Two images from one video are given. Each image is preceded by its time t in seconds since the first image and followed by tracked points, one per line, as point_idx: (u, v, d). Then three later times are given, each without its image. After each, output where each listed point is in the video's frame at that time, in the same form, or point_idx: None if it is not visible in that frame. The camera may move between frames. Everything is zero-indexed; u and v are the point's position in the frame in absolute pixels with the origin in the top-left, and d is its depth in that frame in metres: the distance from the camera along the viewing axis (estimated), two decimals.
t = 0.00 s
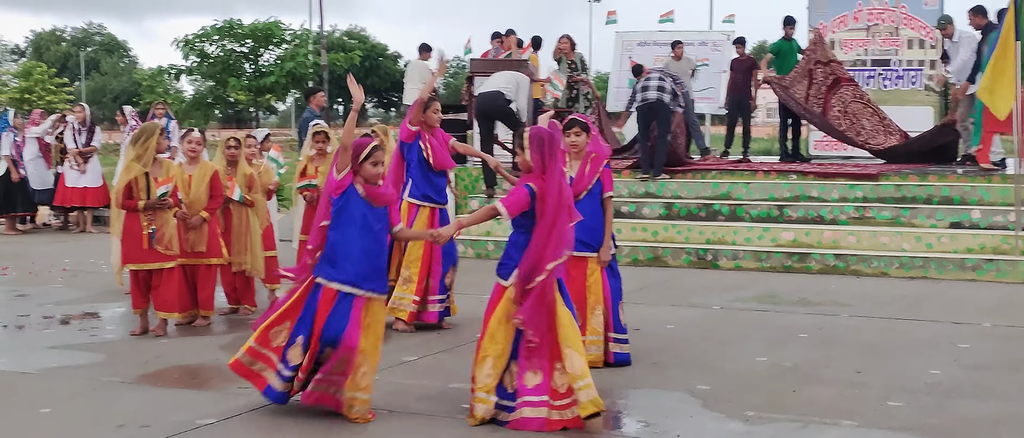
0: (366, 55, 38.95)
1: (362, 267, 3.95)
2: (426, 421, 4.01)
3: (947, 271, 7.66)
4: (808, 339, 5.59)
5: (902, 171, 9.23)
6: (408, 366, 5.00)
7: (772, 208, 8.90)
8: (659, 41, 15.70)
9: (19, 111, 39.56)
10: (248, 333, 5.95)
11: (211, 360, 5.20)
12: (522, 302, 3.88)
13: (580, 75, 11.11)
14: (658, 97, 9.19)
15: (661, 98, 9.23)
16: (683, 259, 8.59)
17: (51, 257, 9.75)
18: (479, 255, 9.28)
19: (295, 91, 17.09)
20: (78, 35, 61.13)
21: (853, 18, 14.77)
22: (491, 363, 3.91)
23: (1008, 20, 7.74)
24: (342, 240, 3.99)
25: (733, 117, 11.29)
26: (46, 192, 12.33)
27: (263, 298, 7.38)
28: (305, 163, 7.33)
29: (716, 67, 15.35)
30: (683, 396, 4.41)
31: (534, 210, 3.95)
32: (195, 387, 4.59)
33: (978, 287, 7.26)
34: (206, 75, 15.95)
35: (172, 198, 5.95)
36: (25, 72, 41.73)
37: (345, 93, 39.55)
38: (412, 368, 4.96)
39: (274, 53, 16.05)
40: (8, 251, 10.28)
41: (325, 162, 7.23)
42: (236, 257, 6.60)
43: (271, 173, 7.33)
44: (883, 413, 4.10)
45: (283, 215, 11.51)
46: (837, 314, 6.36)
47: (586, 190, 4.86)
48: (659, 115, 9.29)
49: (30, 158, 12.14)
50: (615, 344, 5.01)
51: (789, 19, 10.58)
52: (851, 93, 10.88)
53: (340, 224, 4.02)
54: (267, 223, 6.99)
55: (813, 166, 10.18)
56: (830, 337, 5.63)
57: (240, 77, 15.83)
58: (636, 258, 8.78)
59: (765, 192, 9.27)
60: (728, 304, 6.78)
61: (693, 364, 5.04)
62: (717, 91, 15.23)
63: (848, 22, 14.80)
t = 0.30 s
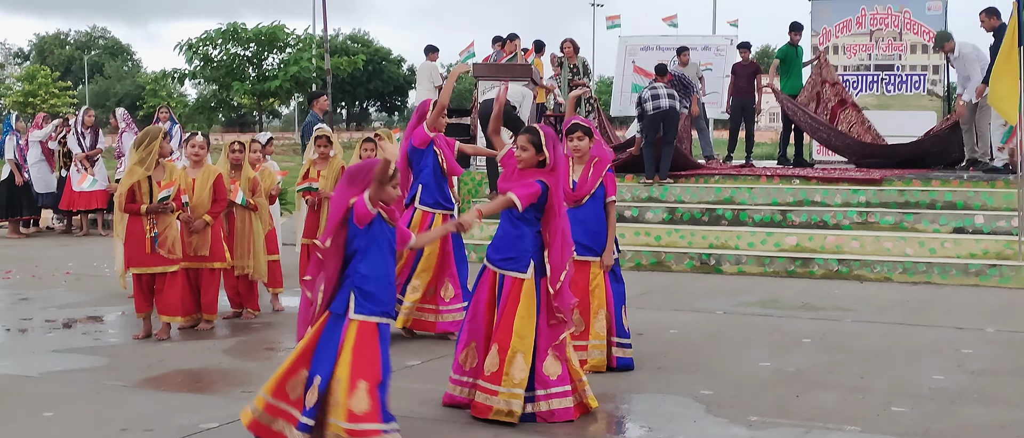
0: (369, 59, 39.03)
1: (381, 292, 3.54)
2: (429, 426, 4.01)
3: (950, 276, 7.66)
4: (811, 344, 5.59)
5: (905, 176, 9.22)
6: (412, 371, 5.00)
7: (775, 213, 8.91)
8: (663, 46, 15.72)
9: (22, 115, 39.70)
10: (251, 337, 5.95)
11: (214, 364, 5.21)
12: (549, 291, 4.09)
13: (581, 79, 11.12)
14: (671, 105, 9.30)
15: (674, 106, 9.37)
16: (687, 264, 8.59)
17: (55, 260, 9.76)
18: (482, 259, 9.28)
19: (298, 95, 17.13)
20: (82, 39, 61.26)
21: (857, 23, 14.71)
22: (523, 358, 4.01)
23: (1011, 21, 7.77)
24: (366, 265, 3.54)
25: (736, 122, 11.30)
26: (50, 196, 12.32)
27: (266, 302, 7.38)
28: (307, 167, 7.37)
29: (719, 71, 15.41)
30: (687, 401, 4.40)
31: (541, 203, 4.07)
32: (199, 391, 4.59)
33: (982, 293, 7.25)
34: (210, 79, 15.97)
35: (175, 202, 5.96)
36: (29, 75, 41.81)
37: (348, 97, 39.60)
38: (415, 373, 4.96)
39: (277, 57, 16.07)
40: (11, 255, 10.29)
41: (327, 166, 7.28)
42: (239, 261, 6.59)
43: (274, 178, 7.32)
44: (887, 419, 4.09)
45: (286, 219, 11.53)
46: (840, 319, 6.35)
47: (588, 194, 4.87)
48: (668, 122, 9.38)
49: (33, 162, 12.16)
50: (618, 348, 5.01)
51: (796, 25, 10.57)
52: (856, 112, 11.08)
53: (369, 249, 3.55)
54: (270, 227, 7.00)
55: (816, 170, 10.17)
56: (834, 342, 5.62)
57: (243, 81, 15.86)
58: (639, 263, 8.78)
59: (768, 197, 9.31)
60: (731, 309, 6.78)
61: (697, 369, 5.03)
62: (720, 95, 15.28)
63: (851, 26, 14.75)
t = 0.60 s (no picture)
0: (372, 63, 39.07)
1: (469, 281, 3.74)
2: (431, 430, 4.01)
3: (953, 281, 7.65)
4: (813, 349, 5.58)
5: (909, 181, 9.21)
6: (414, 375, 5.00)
7: (777, 217, 8.89)
8: (667, 50, 15.71)
9: (25, 117, 39.78)
10: (254, 341, 5.96)
11: (217, 367, 5.21)
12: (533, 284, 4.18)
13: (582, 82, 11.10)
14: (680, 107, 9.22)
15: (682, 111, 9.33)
16: (689, 268, 8.58)
17: (58, 263, 9.77)
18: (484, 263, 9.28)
19: (301, 98, 17.15)
20: (85, 41, 61.33)
21: (859, 27, 14.69)
22: (536, 357, 4.10)
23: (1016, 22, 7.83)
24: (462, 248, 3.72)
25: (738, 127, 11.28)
26: (52, 198, 12.43)
27: (268, 306, 7.38)
28: (307, 170, 7.49)
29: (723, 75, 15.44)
30: (689, 405, 4.40)
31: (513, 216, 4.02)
32: (201, 394, 4.60)
33: (984, 297, 7.24)
34: (213, 82, 15.98)
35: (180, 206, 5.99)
36: (32, 78, 41.86)
37: (352, 101, 39.63)
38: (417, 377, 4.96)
39: (281, 60, 16.08)
40: (14, 257, 10.30)
41: (326, 169, 7.39)
42: (241, 264, 6.60)
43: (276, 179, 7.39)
44: (889, 424, 4.08)
45: (288, 222, 11.53)
46: (843, 324, 6.35)
47: (591, 197, 4.89)
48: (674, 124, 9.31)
49: (37, 164, 12.23)
50: (620, 352, 4.98)
51: (789, 31, 10.56)
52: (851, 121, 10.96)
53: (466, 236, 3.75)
54: (271, 230, 7.04)
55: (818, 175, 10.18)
56: (837, 347, 5.62)
57: (246, 84, 15.88)
58: (642, 267, 8.78)
59: (771, 202, 9.28)
60: (734, 313, 6.77)
61: (699, 373, 5.02)
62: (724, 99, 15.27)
63: (854, 31, 14.75)
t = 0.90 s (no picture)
0: (373, 66, 39.11)
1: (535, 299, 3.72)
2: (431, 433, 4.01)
3: (953, 285, 7.65)
4: (814, 352, 5.58)
5: (909, 184, 9.22)
6: (414, 378, 5.00)
7: (778, 220, 8.90)
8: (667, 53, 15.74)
9: (26, 119, 39.83)
10: (254, 343, 5.96)
11: (217, 370, 5.21)
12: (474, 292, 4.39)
13: (580, 85, 11.08)
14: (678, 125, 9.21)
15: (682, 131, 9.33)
16: (689, 272, 8.58)
17: (58, 265, 9.78)
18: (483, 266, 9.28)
19: (302, 101, 17.17)
20: (86, 44, 61.37)
21: (860, 31, 15.06)
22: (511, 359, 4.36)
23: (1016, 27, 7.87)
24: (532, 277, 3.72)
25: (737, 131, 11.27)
26: (53, 201, 12.47)
27: (268, 309, 7.38)
28: (301, 172, 7.43)
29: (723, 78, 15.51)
30: (688, 409, 4.40)
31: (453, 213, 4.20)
32: (201, 397, 4.59)
33: (985, 301, 7.25)
34: (214, 85, 16.00)
35: (180, 209, 6.00)
36: (33, 81, 41.87)
37: (352, 104, 39.67)
38: (417, 380, 4.96)
39: (281, 63, 16.11)
40: (14, 260, 10.30)
41: (321, 171, 7.36)
42: (242, 267, 6.61)
43: (276, 182, 7.31)
44: (889, 427, 4.08)
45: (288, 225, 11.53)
46: (843, 327, 6.35)
47: (593, 201, 4.89)
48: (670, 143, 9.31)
49: (37, 167, 12.25)
50: (621, 356, 4.94)
51: (773, 33, 10.59)
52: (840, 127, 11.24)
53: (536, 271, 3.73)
54: (270, 233, 7.04)
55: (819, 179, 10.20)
56: (837, 351, 5.62)
57: (247, 87, 15.90)
58: (642, 270, 8.76)
59: (772, 205, 9.29)
60: (733, 317, 6.78)
61: (698, 377, 5.02)
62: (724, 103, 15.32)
63: (855, 35, 15.10)
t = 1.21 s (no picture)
0: (373, 66, 39.06)
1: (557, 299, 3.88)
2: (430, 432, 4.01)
3: (951, 286, 7.65)
4: (813, 353, 5.58)
5: (908, 186, 9.21)
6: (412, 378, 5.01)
7: (777, 222, 8.92)
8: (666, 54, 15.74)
9: (25, 120, 39.83)
10: (253, 344, 5.96)
11: (216, 370, 5.21)
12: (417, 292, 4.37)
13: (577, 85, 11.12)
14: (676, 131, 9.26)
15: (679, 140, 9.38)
16: (688, 273, 8.57)
17: (57, 266, 9.77)
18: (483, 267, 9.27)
19: (301, 101, 17.16)
20: (85, 45, 61.35)
21: (859, 32, 14.88)
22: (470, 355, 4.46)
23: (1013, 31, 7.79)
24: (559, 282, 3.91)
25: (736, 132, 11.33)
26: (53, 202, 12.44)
27: (267, 309, 7.38)
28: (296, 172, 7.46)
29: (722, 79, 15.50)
30: (687, 410, 4.40)
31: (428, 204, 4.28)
32: (199, 397, 4.60)
33: (983, 303, 7.25)
34: (213, 86, 15.98)
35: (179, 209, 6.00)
36: (32, 81, 41.83)
37: (352, 105, 39.63)
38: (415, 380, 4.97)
39: (281, 64, 16.11)
40: (13, 260, 10.28)
41: (316, 171, 7.35)
42: (241, 268, 6.61)
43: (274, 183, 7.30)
44: (887, 428, 4.09)
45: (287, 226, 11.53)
46: (842, 329, 6.35)
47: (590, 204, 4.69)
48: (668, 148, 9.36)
49: (36, 168, 12.22)
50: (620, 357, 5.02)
51: (766, 35, 10.60)
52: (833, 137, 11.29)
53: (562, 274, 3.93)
54: (269, 233, 7.02)
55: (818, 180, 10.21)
56: (835, 352, 5.62)
57: (246, 87, 15.89)
58: (641, 271, 8.76)
59: (770, 206, 9.29)
60: (733, 318, 6.78)
61: (697, 378, 5.03)
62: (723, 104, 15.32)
63: (855, 36, 14.93)
